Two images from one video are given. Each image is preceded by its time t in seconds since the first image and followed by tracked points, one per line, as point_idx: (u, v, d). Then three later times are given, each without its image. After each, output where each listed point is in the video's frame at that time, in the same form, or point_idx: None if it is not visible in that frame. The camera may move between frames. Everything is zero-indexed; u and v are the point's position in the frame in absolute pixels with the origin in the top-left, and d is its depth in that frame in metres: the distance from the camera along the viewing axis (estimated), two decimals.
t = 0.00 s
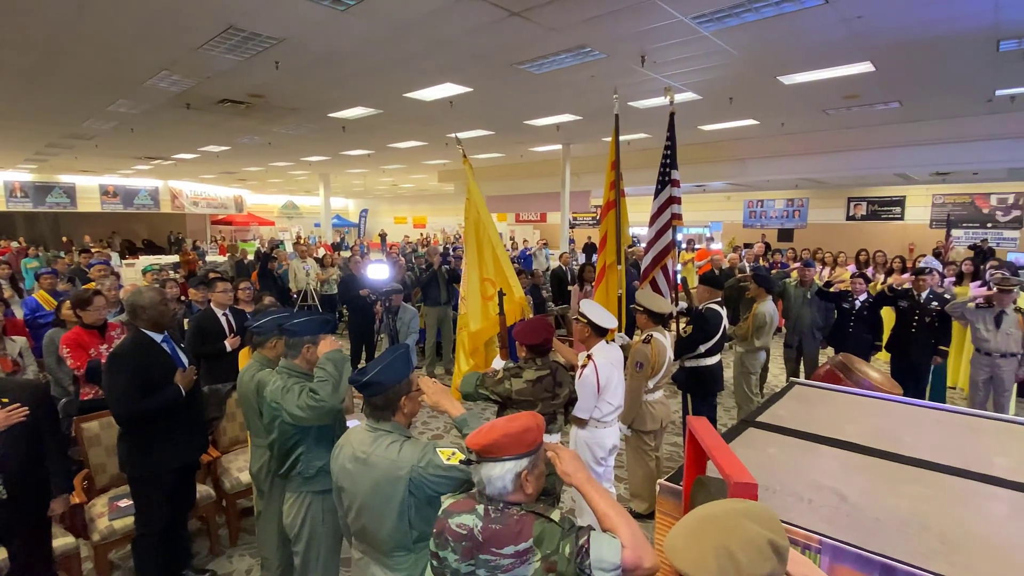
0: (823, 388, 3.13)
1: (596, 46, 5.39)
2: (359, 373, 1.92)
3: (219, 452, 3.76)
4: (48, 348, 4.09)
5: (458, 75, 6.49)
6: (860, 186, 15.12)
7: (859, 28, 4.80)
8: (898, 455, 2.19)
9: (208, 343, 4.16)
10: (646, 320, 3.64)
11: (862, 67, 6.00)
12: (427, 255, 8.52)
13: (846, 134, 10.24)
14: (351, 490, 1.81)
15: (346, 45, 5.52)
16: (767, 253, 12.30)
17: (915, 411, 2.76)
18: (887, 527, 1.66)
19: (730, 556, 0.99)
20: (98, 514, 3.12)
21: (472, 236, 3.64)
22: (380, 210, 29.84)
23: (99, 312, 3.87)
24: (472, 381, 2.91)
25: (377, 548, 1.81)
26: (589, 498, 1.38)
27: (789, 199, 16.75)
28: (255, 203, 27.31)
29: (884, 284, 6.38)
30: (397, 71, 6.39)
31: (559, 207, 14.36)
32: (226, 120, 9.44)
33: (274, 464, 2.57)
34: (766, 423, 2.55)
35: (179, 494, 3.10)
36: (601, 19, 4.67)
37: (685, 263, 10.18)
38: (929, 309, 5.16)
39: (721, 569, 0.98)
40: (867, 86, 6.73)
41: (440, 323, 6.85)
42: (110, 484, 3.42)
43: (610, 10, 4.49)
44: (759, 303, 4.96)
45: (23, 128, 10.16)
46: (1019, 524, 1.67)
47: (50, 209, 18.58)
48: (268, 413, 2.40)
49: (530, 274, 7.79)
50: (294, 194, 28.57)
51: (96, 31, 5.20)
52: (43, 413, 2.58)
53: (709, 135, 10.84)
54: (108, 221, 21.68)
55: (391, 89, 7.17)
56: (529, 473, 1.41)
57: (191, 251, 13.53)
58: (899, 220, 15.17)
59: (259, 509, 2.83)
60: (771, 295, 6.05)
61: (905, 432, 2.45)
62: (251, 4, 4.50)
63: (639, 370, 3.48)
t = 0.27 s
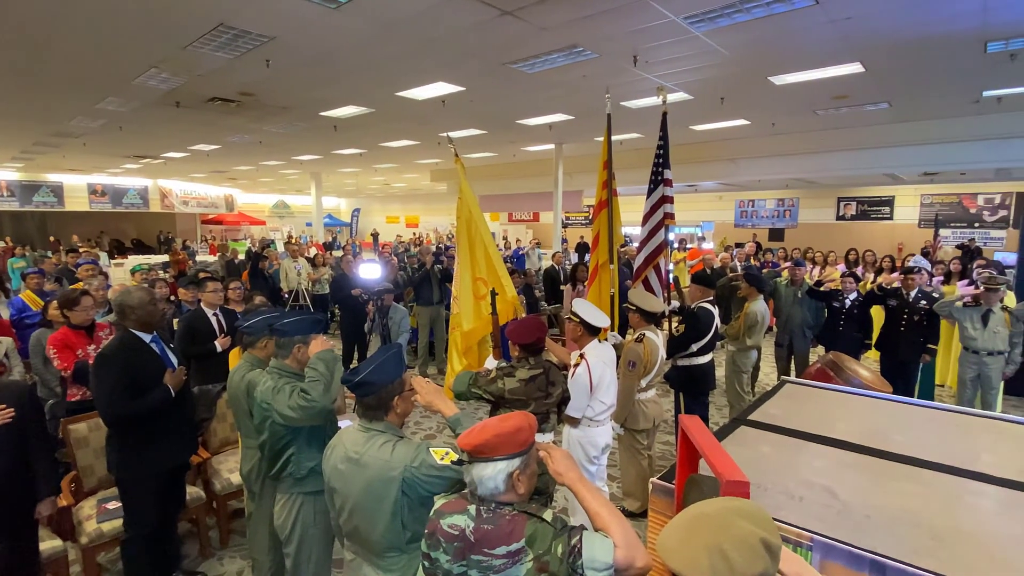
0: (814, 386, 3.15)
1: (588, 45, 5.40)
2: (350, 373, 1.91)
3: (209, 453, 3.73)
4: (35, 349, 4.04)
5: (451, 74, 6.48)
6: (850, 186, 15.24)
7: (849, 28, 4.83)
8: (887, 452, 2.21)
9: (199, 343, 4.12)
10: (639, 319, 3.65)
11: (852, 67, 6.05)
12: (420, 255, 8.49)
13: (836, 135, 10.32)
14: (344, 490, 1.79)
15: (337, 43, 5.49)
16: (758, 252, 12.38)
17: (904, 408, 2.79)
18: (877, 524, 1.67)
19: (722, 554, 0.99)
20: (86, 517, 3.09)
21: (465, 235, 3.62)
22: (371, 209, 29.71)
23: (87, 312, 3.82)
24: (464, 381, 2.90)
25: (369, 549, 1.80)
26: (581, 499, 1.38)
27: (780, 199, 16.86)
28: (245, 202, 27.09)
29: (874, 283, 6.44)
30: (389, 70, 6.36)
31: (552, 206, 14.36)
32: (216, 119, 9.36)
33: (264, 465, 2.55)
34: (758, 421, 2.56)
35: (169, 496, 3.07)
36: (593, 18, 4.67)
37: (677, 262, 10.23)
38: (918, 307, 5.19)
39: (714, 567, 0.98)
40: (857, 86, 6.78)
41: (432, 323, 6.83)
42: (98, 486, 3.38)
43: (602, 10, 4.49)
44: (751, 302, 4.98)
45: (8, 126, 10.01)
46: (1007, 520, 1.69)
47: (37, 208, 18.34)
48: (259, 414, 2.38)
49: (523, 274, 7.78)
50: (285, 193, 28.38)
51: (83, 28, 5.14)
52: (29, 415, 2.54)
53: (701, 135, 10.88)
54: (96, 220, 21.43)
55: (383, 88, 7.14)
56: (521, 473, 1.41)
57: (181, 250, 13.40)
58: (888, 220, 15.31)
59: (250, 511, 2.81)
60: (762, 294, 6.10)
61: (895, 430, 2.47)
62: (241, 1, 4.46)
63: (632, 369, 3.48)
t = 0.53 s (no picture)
0: (806, 385, 3.17)
1: (581, 45, 5.40)
2: (344, 374, 1.90)
3: (201, 454, 3.70)
4: (24, 350, 3.99)
5: (444, 73, 6.46)
6: (842, 186, 15.34)
7: (840, 29, 4.86)
8: (879, 450, 2.22)
9: (190, 344, 4.09)
10: (633, 319, 3.66)
11: (844, 68, 6.09)
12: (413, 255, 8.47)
13: (828, 135, 10.39)
14: (337, 491, 1.78)
15: (330, 42, 5.46)
16: (751, 252, 12.44)
17: (896, 407, 2.81)
18: (868, 522, 1.68)
19: (715, 553, 0.99)
20: (76, 519, 3.04)
21: (458, 235, 3.62)
22: (365, 209, 29.60)
23: (76, 312, 3.78)
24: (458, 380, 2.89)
25: (363, 551, 1.79)
26: (575, 499, 1.38)
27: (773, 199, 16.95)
28: (238, 202, 26.92)
29: (865, 282, 6.49)
30: (382, 69, 6.34)
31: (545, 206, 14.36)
32: (208, 118, 9.29)
33: (257, 466, 2.53)
34: (751, 420, 2.58)
35: (161, 498, 3.05)
36: (587, 18, 4.68)
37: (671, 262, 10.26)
38: (909, 307, 5.25)
39: (707, 567, 0.98)
40: (848, 87, 6.82)
41: (426, 322, 6.82)
42: (89, 488, 3.35)
43: (596, 10, 4.50)
44: (744, 301, 5.00)
45: None
46: (996, 517, 1.71)
47: (25, 208, 18.14)
48: (251, 415, 2.36)
49: (517, 273, 7.78)
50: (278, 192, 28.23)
51: (73, 25, 5.08)
52: (18, 417, 2.51)
53: (695, 135, 10.91)
54: (87, 220, 21.24)
55: (376, 87, 7.12)
56: (514, 473, 1.40)
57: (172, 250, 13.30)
58: (880, 219, 15.43)
59: (242, 512, 2.79)
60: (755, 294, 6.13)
61: (886, 428, 2.49)
62: None
63: (625, 368, 3.49)
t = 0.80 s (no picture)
0: (799, 383, 3.18)
1: (575, 44, 5.40)
2: (337, 374, 1.88)
3: (193, 455, 3.66)
4: (13, 350, 3.94)
5: (438, 73, 6.45)
6: (834, 186, 15.43)
7: (833, 29, 4.88)
8: (872, 449, 2.23)
9: (183, 344, 4.06)
10: (627, 318, 3.66)
11: (836, 68, 6.12)
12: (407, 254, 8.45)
13: (821, 135, 10.44)
14: (329, 492, 1.77)
15: (323, 40, 5.43)
16: (744, 252, 12.49)
17: (888, 405, 2.82)
18: (861, 520, 1.69)
19: (709, 554, 0.99)
20: (65, 521, 3.01)
21: (452, 233, 3.61)
22: (359, 208, 29.50)
23: (66, 312, 3.75)
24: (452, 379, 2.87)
25: (356, 552, 1.78)
26: (568, 499, 1.37)
27: (765, 199, 17.04)
28: (231, 201, 26.76)
29: (857, 281, 6.52)
30: (376, 68, 6.32)
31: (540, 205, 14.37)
32: (200, 116, 9.23)
33: (249, 467, 2.51)
34: (744, 419, 2.58)
35: (152, 499, 3.01)
36: (580, 17, 4.68)
37: (665, 262, 10.29)
38: (901, 306, 5.29)
39: (701, 568, 0.98)
40: (840, 87, 6.86)
41: (420, 322, 6.80)
42: (79, 490, 3.31)
43: (590, 9, 4.49)
44: (737, 300, 5.02)
45: None
46: (988, 514, 1.72)
47: (15, 207, 17.97)
48: (243, 415, 2.34)
49: (512, 273, 7.77)
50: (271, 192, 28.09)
51: (62, 23, 5.03)
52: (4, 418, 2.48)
53: (688, 135, 10.95)
54: (78, 219, 21.09)
55: (370, 86, 7.09)
56: (508, 474, 1.39)
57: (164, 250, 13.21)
58: (872, 219, 15.54)
59: (234, 513, 2.77)
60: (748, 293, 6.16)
61: (879, 426, 2.50)
62: None
63: (619, 367, 3.48)
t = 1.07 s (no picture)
0: (792, 382, 3.19)
1: (570, 44, 5.39)
2: (329, 374, 1.86)
3: (185, 457, 3.63)
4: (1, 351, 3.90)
5: (432, 72, 6.43)
6: (827, 186, 15.51)
7: (826, 30, 4.90)
8: (864, 447, 2.24)
9: (174, 344, 4.02)
10: (621, 317, 3.66)
11: (829, 69, 6.14)
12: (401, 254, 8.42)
13: (814, 135, 10.49)
14: (322, 494, 1.75)
15: (316, 39, 5.40)
16: (737, 251, 12.54)
17: (880, 404, 2.84)
18: (854, 518, 1.69)
19: (702, 555, 0.98)
20: (54, 524, 2.97)
21: (446, 233, 3.59)
22: (353, 208, 29.39)
23: (55, 312, 3.71)
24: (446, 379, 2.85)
25: (348, 553, 1.77)
26: (562, 499, 1.37)
27: (759, 199, 17.11)
28: (224, 201, 26.60)
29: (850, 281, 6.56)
30: (370, 67, 6.30)
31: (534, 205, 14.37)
32: (192, 115, 9.16)
33: (240, 468, 2.48)
34: (738, 418, 2.58)
35: (143, 501, 2.99)
36: (575, 17, 4.67)
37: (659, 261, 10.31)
38: (893, 305, 5.31)
39: (693, 569, 0.97)
40: (833, 88, 6.89)
41: (414, 322, 6.77)
42: (68, 492, 3.27)
43: (584, 9, 4.49)
44: (730, 300, 5.03)
45: None
46: (980, 513, 1.72)
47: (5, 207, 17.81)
48: (234, 416, 2.32)
49: (506, 272, 7.76)
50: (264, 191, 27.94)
51: (52, 20, 4.98)
52: None
53: (682, 135, 10.98)
54: (69, 219, 20.93)
55: (363, 85, 7.06)
56: (500, 474, 1.38)
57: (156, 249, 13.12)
58: (864, 219, 15.63)
59: (225, 515, 2.74)
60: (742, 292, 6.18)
61: (871, 425, 2.51)
62: None
63: (614, 367, 3.48)
